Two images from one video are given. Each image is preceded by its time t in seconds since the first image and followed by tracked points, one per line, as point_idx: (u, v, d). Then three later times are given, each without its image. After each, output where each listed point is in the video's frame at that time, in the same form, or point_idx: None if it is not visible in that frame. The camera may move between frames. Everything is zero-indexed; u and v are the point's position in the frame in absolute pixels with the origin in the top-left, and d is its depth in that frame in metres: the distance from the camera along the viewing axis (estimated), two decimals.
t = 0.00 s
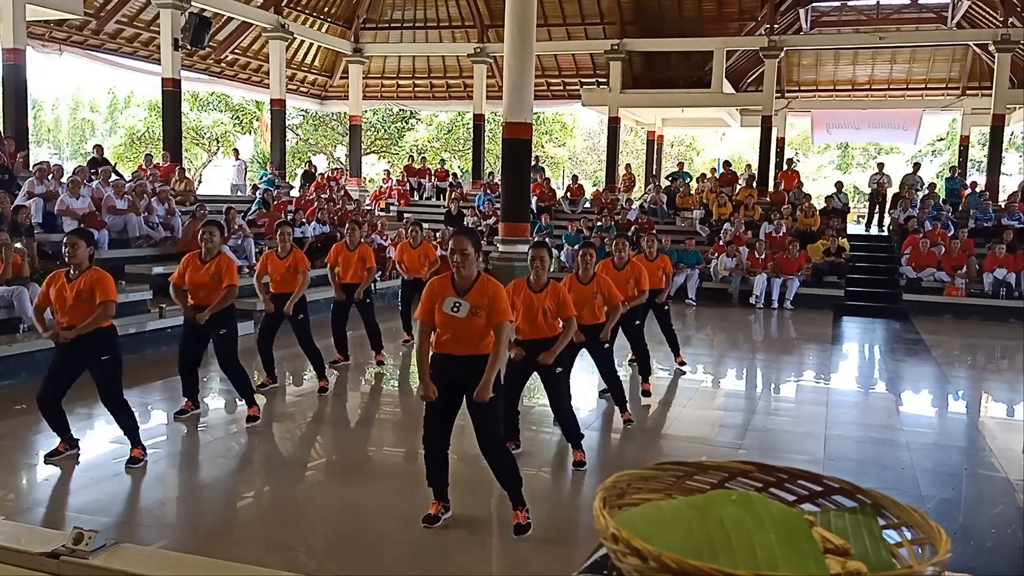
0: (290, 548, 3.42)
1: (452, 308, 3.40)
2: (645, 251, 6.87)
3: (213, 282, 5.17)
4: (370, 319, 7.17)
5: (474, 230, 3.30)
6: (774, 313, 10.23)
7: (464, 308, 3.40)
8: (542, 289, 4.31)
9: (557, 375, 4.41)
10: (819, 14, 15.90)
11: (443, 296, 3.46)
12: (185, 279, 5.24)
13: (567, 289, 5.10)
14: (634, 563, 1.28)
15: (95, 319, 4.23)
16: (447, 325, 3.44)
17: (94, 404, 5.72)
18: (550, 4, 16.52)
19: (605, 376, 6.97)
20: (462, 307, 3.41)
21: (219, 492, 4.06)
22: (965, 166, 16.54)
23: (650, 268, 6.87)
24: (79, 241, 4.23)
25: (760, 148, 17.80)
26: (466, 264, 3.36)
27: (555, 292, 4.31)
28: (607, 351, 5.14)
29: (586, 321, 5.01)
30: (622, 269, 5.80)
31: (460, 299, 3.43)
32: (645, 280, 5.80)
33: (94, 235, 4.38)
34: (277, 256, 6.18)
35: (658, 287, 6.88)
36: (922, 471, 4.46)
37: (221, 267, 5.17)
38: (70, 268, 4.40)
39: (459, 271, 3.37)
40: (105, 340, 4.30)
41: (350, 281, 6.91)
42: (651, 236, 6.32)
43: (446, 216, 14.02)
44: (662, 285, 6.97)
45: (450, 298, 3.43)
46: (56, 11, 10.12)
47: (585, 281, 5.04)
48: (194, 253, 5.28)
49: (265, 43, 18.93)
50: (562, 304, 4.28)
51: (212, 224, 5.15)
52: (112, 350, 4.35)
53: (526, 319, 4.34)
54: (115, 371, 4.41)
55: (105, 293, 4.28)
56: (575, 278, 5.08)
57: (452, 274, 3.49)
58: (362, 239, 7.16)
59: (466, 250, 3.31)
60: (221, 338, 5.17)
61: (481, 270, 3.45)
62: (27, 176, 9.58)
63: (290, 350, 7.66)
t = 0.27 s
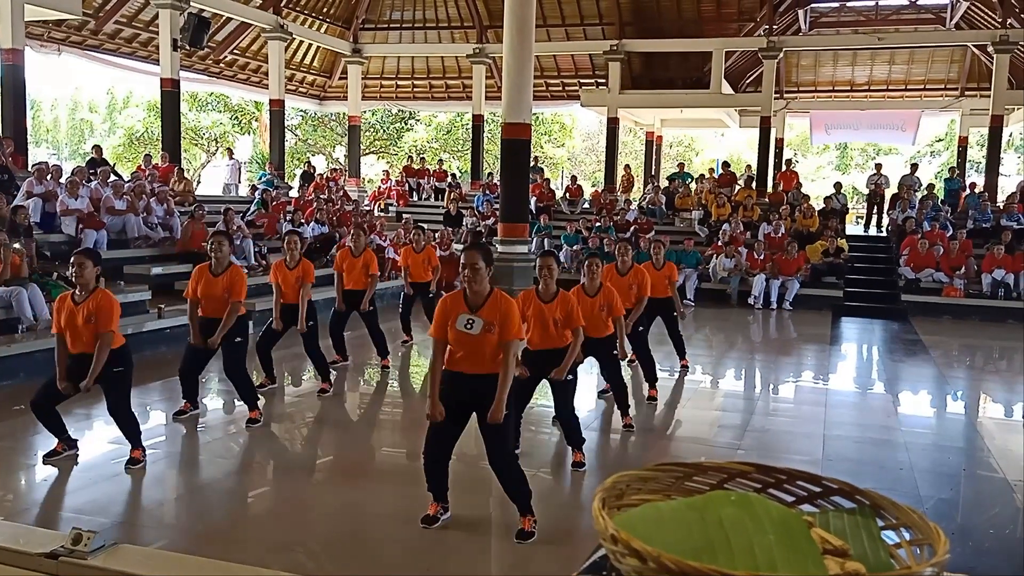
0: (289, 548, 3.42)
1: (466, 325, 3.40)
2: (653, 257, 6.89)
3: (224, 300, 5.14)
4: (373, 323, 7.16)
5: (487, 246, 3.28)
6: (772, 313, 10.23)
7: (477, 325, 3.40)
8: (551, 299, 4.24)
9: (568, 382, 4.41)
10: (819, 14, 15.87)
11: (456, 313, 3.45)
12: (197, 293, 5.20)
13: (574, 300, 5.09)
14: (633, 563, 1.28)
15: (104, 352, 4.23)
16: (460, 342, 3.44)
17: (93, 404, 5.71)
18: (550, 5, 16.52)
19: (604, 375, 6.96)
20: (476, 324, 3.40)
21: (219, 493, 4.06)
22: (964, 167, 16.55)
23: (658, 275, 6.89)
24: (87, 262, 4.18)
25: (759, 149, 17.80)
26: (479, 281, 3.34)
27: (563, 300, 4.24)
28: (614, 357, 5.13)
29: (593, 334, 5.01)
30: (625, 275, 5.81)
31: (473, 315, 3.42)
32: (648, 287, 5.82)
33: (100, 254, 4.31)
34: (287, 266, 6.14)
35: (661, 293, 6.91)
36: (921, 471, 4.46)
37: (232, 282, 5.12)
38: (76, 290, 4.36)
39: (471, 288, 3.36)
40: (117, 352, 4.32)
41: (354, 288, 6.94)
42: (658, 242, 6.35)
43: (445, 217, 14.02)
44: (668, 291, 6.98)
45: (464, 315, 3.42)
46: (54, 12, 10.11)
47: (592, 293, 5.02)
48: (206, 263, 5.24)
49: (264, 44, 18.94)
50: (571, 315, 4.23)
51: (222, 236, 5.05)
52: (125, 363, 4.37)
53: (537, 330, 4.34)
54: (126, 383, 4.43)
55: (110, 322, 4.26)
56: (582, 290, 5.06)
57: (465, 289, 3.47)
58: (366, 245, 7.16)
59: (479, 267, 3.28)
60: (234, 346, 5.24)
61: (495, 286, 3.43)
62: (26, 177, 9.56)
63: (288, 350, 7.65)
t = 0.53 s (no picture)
0: (288, 550, 3.41)
1: (480, 320, 3.42)
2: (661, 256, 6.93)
3: (237, 293, 5.22)
4: (376, 323, 7.15)
5: (498, 242, 3.30)
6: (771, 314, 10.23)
7: (491, 320, 3.42)
8: (561, 291, 4.32)
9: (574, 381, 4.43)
10: (817, 15, 15.88)
11: (469, 309, 3.46)
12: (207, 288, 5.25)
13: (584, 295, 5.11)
14: (633, 564, 1.28)
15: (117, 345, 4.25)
16: (476, 338, 3.45)
17: (91, 405, 5.71)
18: (548, 5, 16.52)
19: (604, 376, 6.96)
20: (490, 318, 3.41)
21: (218, 493, 4.05)
22: (962, 168, 16.56)
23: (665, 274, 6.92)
24: (95, 257, 4.19)
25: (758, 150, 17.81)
26: (490, 275, 3.36)
27: (572, 293, 4.32)
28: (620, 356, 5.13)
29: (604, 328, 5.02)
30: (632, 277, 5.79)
31: (486, 310, 3.43)
32: (654, 287, 5.81)
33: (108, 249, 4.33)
34: (297, 264, 6.17)
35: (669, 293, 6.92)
36: (920, 471, 4.46)
37: (245, 276, 5.22)
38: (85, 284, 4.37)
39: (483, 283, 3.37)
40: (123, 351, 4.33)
41: (359, 287, 6.92)
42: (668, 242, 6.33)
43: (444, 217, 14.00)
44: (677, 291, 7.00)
45: (477, 310, 3.44)
46: (53, 12, 10.11)
47: (602, 287, 5.04)
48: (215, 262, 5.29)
49: (263, 44, 18.93)
50: (581, 304, 4.29)
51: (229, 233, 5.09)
52: (130, 361, 4.38)
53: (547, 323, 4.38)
54: (131, 383, 4.43)
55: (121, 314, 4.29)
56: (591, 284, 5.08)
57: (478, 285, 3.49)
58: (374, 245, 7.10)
59: (492, 263, 3.31)
60: (241, 345, 5.20)
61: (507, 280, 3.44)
62: (25, 177, 9.56)
63: (287, 351, 7.65)
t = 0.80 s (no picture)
0: (286, 550, 3.41)
1: (488, 304, 3.43)
2: (666, 251, 6.97)
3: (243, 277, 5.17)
4: (379, 321, 7.15)
5: (503, 228, 3.32)
6: (770, 315, 10.22)
7: (500, 303, 3.43)
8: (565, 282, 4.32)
9: (577, 376, 4.46)
10: (816, 16, 15.89)
11: (479, 294, 3.48)
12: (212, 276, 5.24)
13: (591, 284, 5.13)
14: (633, 565, 1.28)
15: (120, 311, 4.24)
16: (485, 323, 3.45)
17: (91, 405, 5.70)
18: (547, 6, 16.52)
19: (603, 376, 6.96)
20: (498, 303, 3.43)
21: (217, 494, 4.05)
22: (961, 168, 16.57)
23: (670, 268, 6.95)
24: (101, 237, 4.23)
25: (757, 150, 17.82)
26: (499, 262, 3.38)
27: (576, 283, 4.31)
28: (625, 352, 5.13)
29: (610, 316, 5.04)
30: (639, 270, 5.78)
31: (496, 295, 3.45)
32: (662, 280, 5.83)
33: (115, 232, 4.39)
34: (303, 256, 6.17)
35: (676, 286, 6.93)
36: (919, 472, 4.47)
37: (250, 262, 5.20)
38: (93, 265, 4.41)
39: (491, 270, 3.40)
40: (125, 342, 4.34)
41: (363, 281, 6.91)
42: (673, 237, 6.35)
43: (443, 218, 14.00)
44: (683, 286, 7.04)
45: (487, 295, 3.46)
46: (52, 12, 10.11)
47: (609, 276, 5.07)
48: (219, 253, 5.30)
49: (262, 45, 18.93)
50: (586, 292, 4.28)
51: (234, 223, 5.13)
52: (132, 352, 4.38)
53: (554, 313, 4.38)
54: (132, 375, 4.43)
55: (128, 286, 4.32)
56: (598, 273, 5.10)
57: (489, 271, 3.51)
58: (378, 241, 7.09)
59: (498, 250, 3.33)
60: (242, 343, 5.22)
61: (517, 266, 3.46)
62: (24, 177, 9.56)
63: (286, 351, 7.65)
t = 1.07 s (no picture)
0: (284, 551, 3.41)
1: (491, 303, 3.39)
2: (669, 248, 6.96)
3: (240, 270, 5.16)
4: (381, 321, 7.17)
5: (507, 229, 3.29)
6: (770, 315, 10.23)
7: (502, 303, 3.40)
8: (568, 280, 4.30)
9: (578, 377, 4.47)
10: (815, 16, 15.90)
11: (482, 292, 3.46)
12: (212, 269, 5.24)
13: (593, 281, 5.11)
14: (632, 566, 1.28)
15: (116, 274, 4.21)
16: (488, 320, 3.44)
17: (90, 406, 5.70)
18: (546, 7, 16.52)
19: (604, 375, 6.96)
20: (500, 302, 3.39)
21: (218, 495, 4.05)
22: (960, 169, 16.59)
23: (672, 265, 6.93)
24: (104, 228, 4.25)
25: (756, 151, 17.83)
26: (501, 261, 3.35)
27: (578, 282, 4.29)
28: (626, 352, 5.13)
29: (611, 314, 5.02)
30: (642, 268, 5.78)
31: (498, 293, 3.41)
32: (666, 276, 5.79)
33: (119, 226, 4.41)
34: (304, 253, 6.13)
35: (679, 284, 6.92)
36: (918, 472, 4.47)
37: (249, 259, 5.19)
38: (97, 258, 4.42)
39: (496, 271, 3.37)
40: (125, 338, 4.33)
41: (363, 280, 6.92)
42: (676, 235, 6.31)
43: (442, 219, 14.00)
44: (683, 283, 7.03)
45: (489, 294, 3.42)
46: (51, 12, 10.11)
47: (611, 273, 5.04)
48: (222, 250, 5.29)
49: (261, 45, 18.92)
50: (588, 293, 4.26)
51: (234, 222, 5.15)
52: (132, 350, 4.38)
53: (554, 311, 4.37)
54: (131, 373, 4.43)
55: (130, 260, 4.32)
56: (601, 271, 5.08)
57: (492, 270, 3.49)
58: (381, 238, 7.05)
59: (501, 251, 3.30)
60: (243, 343, 5.19)
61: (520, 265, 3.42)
62: (24, 177, 9.56)
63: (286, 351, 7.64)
